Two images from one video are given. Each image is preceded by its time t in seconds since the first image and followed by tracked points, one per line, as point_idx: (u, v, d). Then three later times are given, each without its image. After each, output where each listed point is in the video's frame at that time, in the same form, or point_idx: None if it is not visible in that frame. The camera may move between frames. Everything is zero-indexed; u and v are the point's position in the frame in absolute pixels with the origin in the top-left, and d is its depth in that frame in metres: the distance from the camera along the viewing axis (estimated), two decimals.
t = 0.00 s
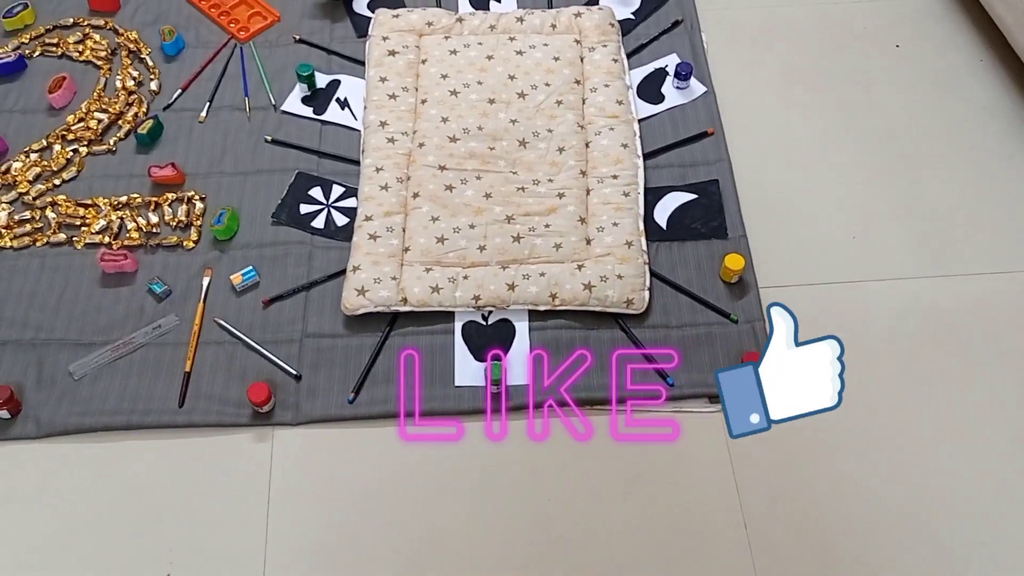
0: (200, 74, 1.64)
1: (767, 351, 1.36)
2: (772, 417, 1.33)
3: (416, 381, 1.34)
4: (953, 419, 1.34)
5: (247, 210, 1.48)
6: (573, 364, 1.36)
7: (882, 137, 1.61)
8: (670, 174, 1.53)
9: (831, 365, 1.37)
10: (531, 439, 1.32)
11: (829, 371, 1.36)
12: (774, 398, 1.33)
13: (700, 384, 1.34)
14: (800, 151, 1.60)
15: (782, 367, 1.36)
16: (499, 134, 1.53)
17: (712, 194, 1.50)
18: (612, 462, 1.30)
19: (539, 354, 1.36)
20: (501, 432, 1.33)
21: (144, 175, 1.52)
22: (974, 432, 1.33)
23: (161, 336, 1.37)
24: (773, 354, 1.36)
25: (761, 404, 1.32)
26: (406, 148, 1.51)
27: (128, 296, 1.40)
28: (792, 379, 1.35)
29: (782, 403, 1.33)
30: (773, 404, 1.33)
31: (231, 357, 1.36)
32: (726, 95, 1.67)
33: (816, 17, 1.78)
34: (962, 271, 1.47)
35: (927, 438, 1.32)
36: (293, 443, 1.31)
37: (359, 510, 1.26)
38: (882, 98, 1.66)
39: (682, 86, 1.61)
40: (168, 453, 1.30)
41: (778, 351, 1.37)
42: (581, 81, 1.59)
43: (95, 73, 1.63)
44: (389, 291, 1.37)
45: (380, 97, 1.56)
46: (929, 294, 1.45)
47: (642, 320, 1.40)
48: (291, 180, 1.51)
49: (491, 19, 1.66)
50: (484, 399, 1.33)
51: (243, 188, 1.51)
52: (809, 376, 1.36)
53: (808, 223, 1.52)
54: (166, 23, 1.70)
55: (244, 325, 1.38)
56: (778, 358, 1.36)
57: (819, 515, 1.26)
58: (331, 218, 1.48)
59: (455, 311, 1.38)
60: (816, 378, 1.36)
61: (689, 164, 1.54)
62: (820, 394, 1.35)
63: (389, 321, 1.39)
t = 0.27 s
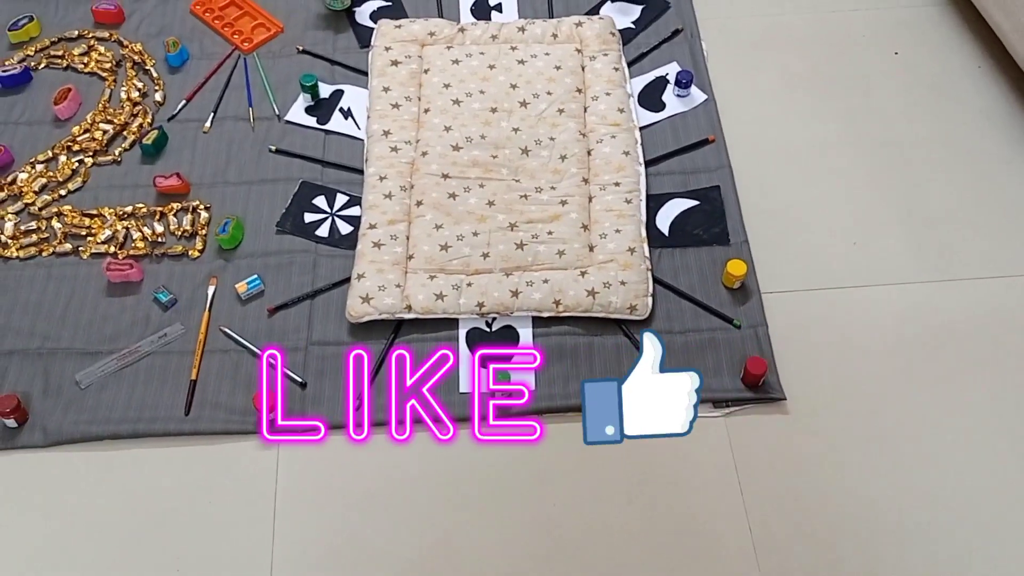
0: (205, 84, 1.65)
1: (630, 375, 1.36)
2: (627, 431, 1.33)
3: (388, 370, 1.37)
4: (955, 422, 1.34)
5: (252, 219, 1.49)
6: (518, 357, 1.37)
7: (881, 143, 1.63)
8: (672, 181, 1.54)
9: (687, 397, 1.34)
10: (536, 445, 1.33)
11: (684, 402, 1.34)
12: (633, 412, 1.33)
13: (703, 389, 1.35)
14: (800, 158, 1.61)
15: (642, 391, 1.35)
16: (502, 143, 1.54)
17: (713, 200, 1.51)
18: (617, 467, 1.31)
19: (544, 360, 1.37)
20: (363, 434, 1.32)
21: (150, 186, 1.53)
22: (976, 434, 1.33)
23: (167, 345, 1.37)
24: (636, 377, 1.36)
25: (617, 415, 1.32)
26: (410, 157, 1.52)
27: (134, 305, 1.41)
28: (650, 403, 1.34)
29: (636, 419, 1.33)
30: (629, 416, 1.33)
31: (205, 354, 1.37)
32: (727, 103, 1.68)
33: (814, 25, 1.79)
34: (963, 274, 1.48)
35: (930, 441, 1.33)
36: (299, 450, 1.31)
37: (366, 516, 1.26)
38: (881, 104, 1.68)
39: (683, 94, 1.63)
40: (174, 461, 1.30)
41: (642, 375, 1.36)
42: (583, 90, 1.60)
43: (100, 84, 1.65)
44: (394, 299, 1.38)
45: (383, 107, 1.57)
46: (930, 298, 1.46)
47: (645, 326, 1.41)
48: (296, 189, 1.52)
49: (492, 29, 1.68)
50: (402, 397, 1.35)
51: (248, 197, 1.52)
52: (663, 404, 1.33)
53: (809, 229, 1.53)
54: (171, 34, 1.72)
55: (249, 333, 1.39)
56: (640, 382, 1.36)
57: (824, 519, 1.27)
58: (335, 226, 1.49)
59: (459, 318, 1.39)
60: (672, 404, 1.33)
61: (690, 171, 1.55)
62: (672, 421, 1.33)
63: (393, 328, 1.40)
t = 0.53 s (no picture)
0: (206, 94, 1.66)
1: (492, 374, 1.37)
2: (488, 430, 1.34)
3: (251, 370, 1.37)
4: (956, 428, 1.35)
5: (253, 228, 1.50)
6: (376, 359, 1.38)
7: (880, 150, 1.63)
8: (671, 188, 1.55)
9: (550, 399, 1.34)
10: (538, 452, 1.33)
11: (545, 404, 1.34)
12: (492, 412, 1.35)
13: (704, 395, 1.35)
14: (799, 165, 1.62)
15: (506, 391, 1.36)
16: (502, 151, 1.55)
17: (713, 207, 1.52)
18: (618, 474, 1.31)
19: (545, 367, 1.37)
20: (225, 434, 1.31)
21: (151, 195, 1.53)
22: (977, 439, 1.33)
23: (169, 354, 1.38)
24: (498, 377, 1.37)
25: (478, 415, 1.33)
26: (410, 166, 1.53)
27: (136, 313, 1.42)
28: (512, 403, 1.35)
29: (496, 420, 1.34)
30: (490, 417, 1.34)
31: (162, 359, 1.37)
32: (726, 110, 1.69)
33: (812, 33, 1.80)
34: (963, 279, 1.49)
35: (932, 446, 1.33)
36: (301, 458, 1.31)
37: (368, 523, 1.26)
38: (880, 112, 1.68)
39: (682, 102, 1.63)
40: (176, 469, 1.30)
41: (505, 375, 1.37)
42: (582, 98, 1.61)
43: (101, 95, 1.65)
44: (395, 306, 1.38)
45: (383, 116, 1.58)
46: (930, 304, 1.46)
47: (646, 333, 1.41)
48: (297, 198, 1.53)
49: (492, 38, 1.68)
50: (256, 400, 1.34)
51: (249, 206, 1.52)
52: (526, 404, 1.34)
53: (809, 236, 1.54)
54: (172, 45, 1.73)
55: (251, 342, 1.39)
56: (504, 382, 1.37)
57: (826, 524, 1.27)
58: (336, 235, 1.49)
59: (460, 325, 1.39)
60: (534, 406, 1.34)
61: (690, 179, 1.56)
62: (532, 422, 1.34)
63: (394, 336, 1.40)
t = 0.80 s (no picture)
0: (208, 102, 1.66)
1: (355, 375, 1.37)
2: (351, 430, 1.33)
3: (184, 375, 1.37)
4: (958, 435, 1.35)
5: (255, 236, 1.50)
6: (313, 363, 1.38)
7: (880, 157, 1.64)
8: (672, 196, 1.55)
9: (410, 399, 1.34)
10: (540, 459, 1.33)
11: (406, 404, 1.34)
12: (357, 411, 1.34)
13: (706, 402, 1.35)
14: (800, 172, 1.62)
15: (362, 390, 1.36)
16: (503, 159, 1.55)
17: (714, 215, 1.52)
18: (620, 482, 1.31)
19: (546, 374, 1.37)
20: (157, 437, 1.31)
21: (154, 203, 1.53)
22: (980, 445, 1.33)
23: (171, 361, 1.38)
24: (362, 377, 1.37)
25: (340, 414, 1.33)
26: (412, 174, 1.53)
27: (138, 321, 1.42)
28: (379, 402, 1.34)
29: (360, 419, 1.34)
30: (355, 417, 1.34)
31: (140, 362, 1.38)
32: (726, 118, 1.70)
33: (812, 41, 1.81)
34: (963, 286, 1.49)
35: (934, 453, 1.33)
36: (303, 466, 1.31)
37: (370, 530, 1.26)
38: (880, 120, 1.69)
39: (683, 110, 1.64)
40: (179, 477, 1.30)
41: (368, 375, 1.37)
42: (583, 106, 1.62)
43: (104, 103, 1.66)
44: (397, 314, 1.39)
45: (385, 124, 1.59)
46: (931, 311, 1.47)
47: (647, 340, 1.41)
48: (299, 206, 1.53)
49: (493, 46, 1.69)
50: (121, 404, 1.35)
51: (251, 213, 1.52)
52: (390, 404, 1.34)
53: (810, 243, 1.54)
54: (175, 54, 1.73)
55: (253, 349, 1.39)
56: (377, 381, 1.36)
57: (829, 531, 1.27)
58: (338, 242, 1.49)
59: (462, 333, 1.40)
60: (391, 407, 1.34)
61: (691, 186, 1.56)
62: (395, 422, 1.33)
63: (396, 344, 1.40)
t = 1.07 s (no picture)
0: (210, 109, 1.67)
1: (215, 362, 1.39)
2: (223, 419, 1.34)
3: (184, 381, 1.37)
4: (959, 441, 1.35)
5: (256, 242, 1.50)
6: (314, 369, 1.38)
7: (880, 163, 1.64)
8: (673, 202, 1.55)
9: (277, 391, 1.35)
10: (541, 465, 1.33)
11: (277, 396, 1.35)
12: (218, 400, 1.35)
13: (707, 409, 1.35)
14: (801, 179, 1.62)
15: (228, 379, 1.37)
16: (504, 165, 1.55)
17: (714, 221, 1.53)
18: (621, 488, 1.31)
19: (547, 380, 1.37)
20: (158, 442, 1.31)
21: (155, 209, 1.54)
22: (981, 451, 1.33)
23: (172, 367, 1.38)
24: (221, 365, 1.39)
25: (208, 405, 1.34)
26: (413, 180, 1.53)
27: (139, 327, 1.42)
28: (240, 391, 1.36)
29: (233, 408, 1.35)
30: (220, 406, 1.35)
31: (115, 364, 1.38)
32: (726, 124, 1.70)
33: (812, 48, 1.82)
34: (964, 293, 1.49)
35: (936, 458, 1.33)
36: (304, 472, 1.31)
37: (371, 536, 1.26)
38: (880, 126, 1.69)
39: (683, 116, 1.64)
40: (180, 483, 1.30)
41: (368, 381, 1.37)
42: (584, 113, 1.62)
43: (106, 109, 1.66)
44: (398, 320, 1.39)
45: (386, 130, 1.59)
46: (931, 317, 1.47)
47: (648, 346, 1.41)
48: (300, 212, 1.53)
49: (494, 53, 1.69)
50: (65, 402, 1.36)
51: (252, 219, 1.53)
52: (256, 394, 1.35)
53: (810, 249, 1.54)
54: (176, 60, 1.74)
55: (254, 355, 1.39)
56: (226, 369, 1.38)
57: (831, 537, 1.27)
58: (339, 248, 1.50)
59: (463, 339, 1.40)
60: (260, 387, 1.36)
61: (692, 192, 1.56)
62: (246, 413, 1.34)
63: (397, 350, 1.40)
